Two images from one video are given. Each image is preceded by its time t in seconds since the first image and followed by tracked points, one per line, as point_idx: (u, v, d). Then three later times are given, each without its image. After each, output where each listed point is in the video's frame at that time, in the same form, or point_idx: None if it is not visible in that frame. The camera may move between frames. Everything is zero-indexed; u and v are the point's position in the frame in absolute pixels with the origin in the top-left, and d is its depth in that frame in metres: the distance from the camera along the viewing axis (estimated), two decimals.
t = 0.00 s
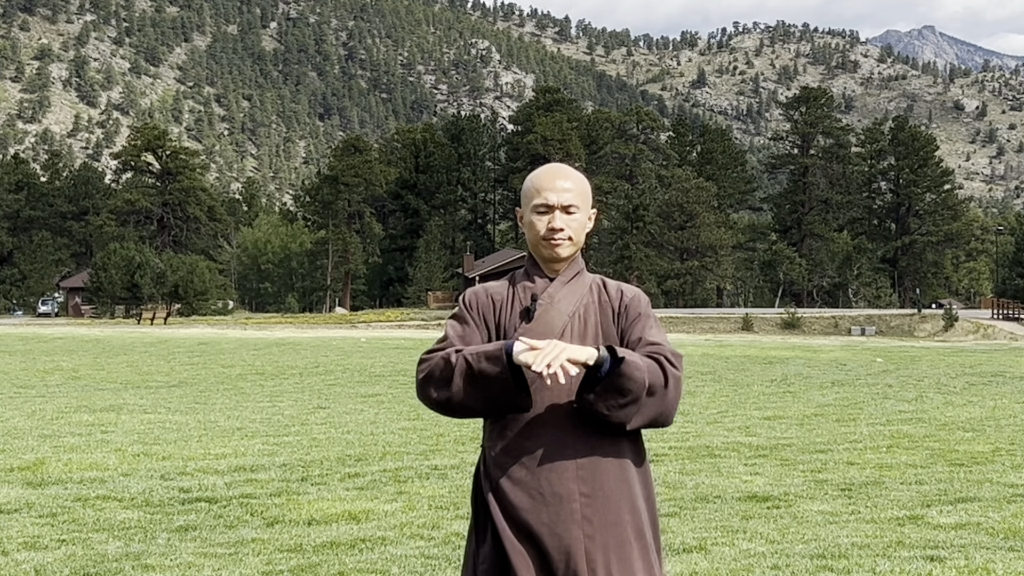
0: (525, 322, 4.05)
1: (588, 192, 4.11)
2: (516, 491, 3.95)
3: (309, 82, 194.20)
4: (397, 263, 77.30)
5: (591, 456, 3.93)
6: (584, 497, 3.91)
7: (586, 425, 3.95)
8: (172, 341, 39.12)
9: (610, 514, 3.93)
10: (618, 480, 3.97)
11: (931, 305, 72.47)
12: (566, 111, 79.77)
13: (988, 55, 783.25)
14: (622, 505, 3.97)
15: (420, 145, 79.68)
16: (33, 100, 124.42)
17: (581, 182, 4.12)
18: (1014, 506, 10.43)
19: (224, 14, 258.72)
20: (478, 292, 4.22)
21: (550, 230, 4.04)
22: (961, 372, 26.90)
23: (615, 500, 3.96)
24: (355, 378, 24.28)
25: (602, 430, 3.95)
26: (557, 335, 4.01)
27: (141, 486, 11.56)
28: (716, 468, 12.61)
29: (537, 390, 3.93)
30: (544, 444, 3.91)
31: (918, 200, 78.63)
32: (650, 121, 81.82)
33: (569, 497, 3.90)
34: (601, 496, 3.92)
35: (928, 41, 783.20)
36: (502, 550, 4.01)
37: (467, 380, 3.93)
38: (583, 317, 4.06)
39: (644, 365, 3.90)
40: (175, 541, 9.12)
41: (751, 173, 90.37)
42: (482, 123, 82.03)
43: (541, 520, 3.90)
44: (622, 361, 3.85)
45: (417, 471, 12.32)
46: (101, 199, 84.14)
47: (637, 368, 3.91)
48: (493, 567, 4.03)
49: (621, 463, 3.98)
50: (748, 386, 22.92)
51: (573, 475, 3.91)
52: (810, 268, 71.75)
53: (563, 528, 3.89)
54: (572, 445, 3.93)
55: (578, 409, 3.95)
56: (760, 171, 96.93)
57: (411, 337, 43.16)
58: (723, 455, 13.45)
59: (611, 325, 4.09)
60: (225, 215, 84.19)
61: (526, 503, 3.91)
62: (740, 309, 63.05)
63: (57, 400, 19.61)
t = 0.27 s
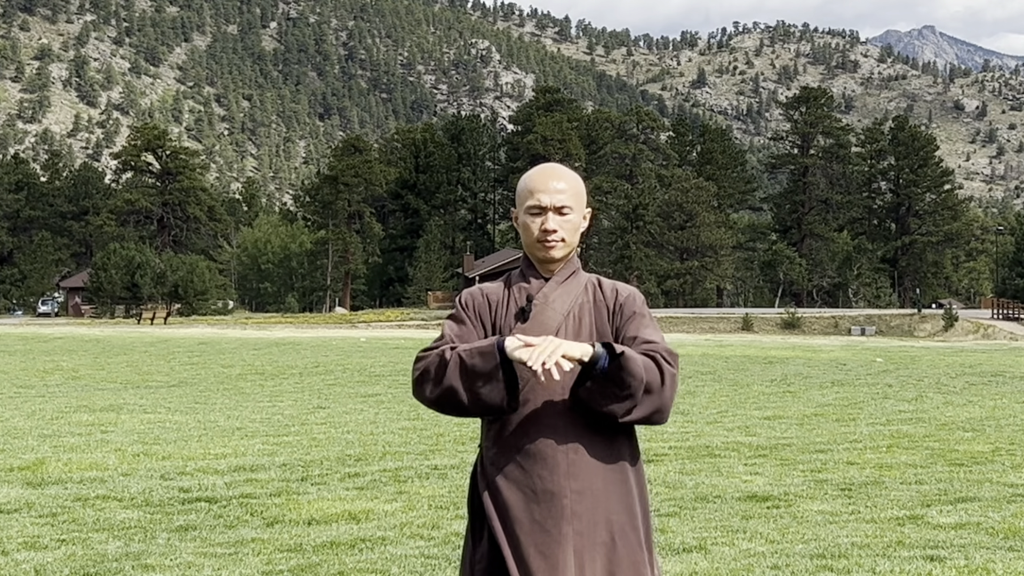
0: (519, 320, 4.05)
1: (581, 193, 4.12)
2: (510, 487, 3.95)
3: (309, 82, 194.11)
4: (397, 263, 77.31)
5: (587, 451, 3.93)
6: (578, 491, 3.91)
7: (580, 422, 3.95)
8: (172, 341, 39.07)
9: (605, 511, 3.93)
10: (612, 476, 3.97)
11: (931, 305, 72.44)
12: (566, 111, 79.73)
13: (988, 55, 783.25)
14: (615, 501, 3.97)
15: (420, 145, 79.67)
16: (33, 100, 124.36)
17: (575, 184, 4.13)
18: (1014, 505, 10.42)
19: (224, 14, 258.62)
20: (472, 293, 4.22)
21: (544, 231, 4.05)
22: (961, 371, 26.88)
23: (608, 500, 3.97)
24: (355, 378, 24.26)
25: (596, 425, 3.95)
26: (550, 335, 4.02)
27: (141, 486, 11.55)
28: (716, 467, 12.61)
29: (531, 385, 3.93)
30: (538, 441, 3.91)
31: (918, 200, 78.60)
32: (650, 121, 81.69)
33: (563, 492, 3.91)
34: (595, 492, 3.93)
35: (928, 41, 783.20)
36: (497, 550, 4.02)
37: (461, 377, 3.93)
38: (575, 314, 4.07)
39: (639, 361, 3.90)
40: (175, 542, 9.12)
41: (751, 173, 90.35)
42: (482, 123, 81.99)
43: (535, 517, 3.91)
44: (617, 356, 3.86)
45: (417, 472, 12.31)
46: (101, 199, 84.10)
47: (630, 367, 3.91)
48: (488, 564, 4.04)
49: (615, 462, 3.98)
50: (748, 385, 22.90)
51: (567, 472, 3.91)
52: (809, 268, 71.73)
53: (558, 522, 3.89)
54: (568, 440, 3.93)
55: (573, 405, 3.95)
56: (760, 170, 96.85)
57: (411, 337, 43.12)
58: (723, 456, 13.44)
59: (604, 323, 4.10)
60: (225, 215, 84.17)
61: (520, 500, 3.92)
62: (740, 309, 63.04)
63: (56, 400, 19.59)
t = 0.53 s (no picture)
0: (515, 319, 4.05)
1: (577, 193, 4.12)
2: (506, 485, 3.96)
3: (309, 83, 194.25)
4: (398, 263, 77.36)
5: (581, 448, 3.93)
6: (573, 490, 3.90)
7: (577, 417, 3.94)
8: (172, 340, 39.05)
9: (601, 508, 3.93)
10: (609, 473, 3.96)
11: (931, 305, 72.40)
12: (566, 111, 79.67)
13: (988, 55, 783.20)
14: (613, 497, 3.96)
15: (420, 145, 79.65)
16: (33, 101, 124.31)
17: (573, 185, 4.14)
18: (1014, 505, 10.41)
19: (224, 14, 258.89)
20: (471, 293, 4.23)
21: (539, 233, 4.06)
22: (962, 372, 26.85)
23: (609, 497, 3.94)
24: (355, 378, 24.24)
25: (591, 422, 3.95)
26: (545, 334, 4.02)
27: (141, 485, 11.55)
28: (716, 468, 12.60)
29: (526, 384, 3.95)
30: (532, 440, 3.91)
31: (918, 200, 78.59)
32: (650, 121, 81.61)
33: (559, 489, 3.90)
34: (592, 490, 3.92)
35: (928, 41, 783.18)
36: (498, 547, 4.02)
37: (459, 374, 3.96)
38: (571, 314, 4.06)
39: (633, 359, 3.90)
40: (175, 542, 9.12)
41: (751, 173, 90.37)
42: (482, 123, 81.97)
43: (531, 513, 3.91)
44: (611, 353, 3.86)
45: (417, 472, 12.30)
46: (101, 199, 84.12)
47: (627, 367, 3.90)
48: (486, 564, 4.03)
49: (611, 460, 3.98)
50: (748, 386, 22.89)
51: (562, 467, 3.91)
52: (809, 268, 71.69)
53: (555, 520, 3.89)
54: (565, 436, 3.93)
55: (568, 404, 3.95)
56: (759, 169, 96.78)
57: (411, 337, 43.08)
58: (723, 455, 13.43)
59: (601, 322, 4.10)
60: (225, 215, 84.18)
61: (516, 497, 3.92)
62: (740, 309, 63.00)
63: (57, 400, 19.57)
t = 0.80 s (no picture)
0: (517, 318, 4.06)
1: (580, 191, 4.12)
2: (512, 483, 3.95)
3: (309, 83, 194.35)
4: (398, 263, 77.43)
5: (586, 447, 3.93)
6: (577, 488, 3.90)
7: (581, 418, 3.96)
8: (172, 341, 39.05)
9: (607, 505, 3.92)
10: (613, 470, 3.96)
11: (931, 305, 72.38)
12: (566, 111, 79.67)
13: (988, 55, 783.22)
14: (616, 495, 3.96)
15: (420, 145, 79.69)
16: (33, 101, 124.34)
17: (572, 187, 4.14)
18: (1014, 505, 10.42)
19: (224, 14, 259.04)
20: (473, 294, 4.24)
21: (538, 231, 4.06)
22: (962, 372, 26.85)
23: (611, 495, 3.95)
24: (355, 378, 24.24)
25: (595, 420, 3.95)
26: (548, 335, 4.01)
27: (141, 486, 11.55)
28: (715, 468, 12.61)
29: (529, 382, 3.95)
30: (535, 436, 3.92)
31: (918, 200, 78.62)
32: (650, 121, 81.61)
33: (563, 487, 3.90)
34: (597, 489, 3.92)
35: (928, 41, 783.19)
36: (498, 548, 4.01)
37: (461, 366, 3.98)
38: (572, 312, 4.07)
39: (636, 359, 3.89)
40: (175, 541, 9.12)
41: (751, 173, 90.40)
42: (482, 123, 81.97)
43: (536, 513, 3.91)
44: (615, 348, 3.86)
45: (417, 471, 12.31)
46: (101, 199, 84.17)
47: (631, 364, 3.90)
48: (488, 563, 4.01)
49: (614, 458, 3.97)
50: (748, 386, 22.89)
51: (565, 467, 3.92)
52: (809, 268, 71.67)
53: (559, 518, 3.88)
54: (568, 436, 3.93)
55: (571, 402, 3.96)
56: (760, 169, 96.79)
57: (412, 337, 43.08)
58: (723, 455, 13.44)
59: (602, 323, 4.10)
60: (225, 215, 84.22)
61: (518, 496, 3.92)
62: (740, 309, 62.96)
63: (56, 400, 19.58)
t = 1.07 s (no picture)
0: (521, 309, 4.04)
1: (583, 196, 4.10)
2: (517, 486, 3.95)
3: (308, 82, 194.40)
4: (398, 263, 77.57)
5: (592, 449, 3.96)
6: (583, 493, 3.93)
7: (587, 420, 3.97)
8: (172, 341, 39.04)
9: (611, 508, 3.96)
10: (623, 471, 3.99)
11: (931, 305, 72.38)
12: (565, 111, 79.67)
13: (988, 55, 783.31)
14: (618, 498, 3.99)
15: (420, 145, 79.71)
16: (33, 101, 124.31)
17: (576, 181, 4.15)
18: (1014, 505, 10.42)
19: (224, 14, 259.18)
20: (475, 294, 4.26)
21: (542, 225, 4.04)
22: (961, 372, 26.84)
23: (613, 497, 3.98)
24: (355, 378, 24.24)
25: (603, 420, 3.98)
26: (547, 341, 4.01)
27: (141, 486, 11.55)
28: (715, 468, 12.61)
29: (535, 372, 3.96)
30: (539, 436, 3.95)
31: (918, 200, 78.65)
32: (650, 121, 81.62)
33: (570, 490, 3.93)
34: (602, 495, 3.95)
35: (928, 41, 783.30)
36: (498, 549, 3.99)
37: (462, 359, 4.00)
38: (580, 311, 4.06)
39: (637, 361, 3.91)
40: (175, 542, 9.12)
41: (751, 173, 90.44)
42: (482, 123, 81.95)
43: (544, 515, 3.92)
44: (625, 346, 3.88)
45: (416, 472, 12.31)
46: (101, 199, 84.21)
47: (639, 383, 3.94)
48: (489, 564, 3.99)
49: (616, 459, 4.00)
50: (748, 386, 22.89)
51: (571, 475, 3.93)
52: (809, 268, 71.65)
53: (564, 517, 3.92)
54: (574, 437, 3.95)
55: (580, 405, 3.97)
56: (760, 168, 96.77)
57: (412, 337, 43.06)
58: (723, 455, 13.44)
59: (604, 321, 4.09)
60: (225, 215, 84.26)
61: (521, 497, 3.93)
62: (740, 309, 62.95)
63: (57, 400, 19.60)
